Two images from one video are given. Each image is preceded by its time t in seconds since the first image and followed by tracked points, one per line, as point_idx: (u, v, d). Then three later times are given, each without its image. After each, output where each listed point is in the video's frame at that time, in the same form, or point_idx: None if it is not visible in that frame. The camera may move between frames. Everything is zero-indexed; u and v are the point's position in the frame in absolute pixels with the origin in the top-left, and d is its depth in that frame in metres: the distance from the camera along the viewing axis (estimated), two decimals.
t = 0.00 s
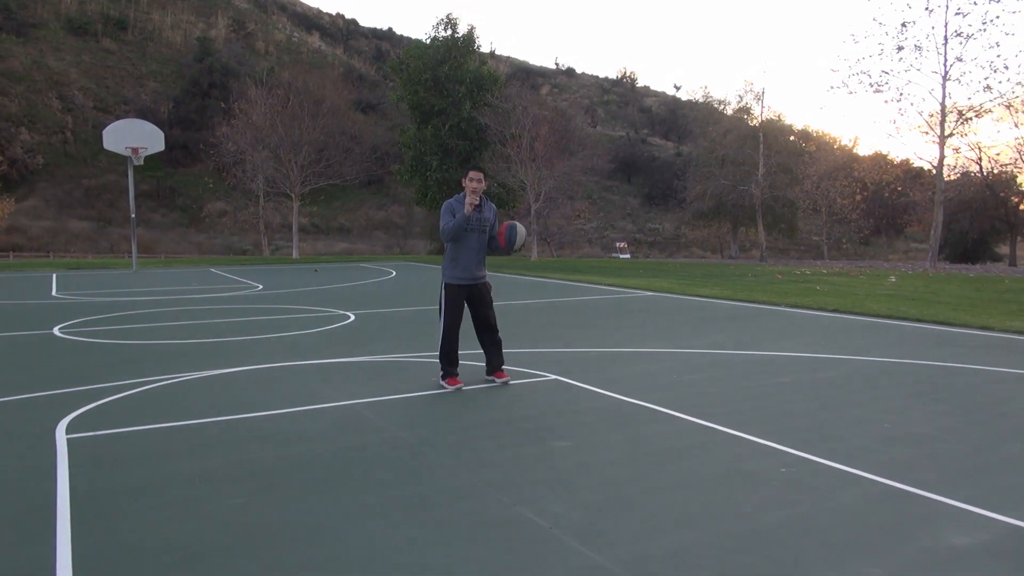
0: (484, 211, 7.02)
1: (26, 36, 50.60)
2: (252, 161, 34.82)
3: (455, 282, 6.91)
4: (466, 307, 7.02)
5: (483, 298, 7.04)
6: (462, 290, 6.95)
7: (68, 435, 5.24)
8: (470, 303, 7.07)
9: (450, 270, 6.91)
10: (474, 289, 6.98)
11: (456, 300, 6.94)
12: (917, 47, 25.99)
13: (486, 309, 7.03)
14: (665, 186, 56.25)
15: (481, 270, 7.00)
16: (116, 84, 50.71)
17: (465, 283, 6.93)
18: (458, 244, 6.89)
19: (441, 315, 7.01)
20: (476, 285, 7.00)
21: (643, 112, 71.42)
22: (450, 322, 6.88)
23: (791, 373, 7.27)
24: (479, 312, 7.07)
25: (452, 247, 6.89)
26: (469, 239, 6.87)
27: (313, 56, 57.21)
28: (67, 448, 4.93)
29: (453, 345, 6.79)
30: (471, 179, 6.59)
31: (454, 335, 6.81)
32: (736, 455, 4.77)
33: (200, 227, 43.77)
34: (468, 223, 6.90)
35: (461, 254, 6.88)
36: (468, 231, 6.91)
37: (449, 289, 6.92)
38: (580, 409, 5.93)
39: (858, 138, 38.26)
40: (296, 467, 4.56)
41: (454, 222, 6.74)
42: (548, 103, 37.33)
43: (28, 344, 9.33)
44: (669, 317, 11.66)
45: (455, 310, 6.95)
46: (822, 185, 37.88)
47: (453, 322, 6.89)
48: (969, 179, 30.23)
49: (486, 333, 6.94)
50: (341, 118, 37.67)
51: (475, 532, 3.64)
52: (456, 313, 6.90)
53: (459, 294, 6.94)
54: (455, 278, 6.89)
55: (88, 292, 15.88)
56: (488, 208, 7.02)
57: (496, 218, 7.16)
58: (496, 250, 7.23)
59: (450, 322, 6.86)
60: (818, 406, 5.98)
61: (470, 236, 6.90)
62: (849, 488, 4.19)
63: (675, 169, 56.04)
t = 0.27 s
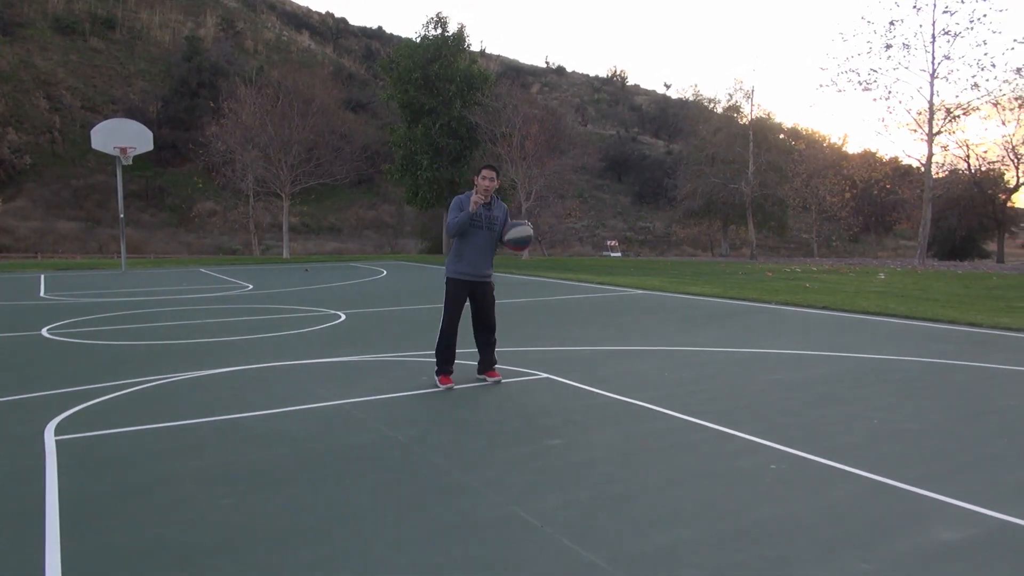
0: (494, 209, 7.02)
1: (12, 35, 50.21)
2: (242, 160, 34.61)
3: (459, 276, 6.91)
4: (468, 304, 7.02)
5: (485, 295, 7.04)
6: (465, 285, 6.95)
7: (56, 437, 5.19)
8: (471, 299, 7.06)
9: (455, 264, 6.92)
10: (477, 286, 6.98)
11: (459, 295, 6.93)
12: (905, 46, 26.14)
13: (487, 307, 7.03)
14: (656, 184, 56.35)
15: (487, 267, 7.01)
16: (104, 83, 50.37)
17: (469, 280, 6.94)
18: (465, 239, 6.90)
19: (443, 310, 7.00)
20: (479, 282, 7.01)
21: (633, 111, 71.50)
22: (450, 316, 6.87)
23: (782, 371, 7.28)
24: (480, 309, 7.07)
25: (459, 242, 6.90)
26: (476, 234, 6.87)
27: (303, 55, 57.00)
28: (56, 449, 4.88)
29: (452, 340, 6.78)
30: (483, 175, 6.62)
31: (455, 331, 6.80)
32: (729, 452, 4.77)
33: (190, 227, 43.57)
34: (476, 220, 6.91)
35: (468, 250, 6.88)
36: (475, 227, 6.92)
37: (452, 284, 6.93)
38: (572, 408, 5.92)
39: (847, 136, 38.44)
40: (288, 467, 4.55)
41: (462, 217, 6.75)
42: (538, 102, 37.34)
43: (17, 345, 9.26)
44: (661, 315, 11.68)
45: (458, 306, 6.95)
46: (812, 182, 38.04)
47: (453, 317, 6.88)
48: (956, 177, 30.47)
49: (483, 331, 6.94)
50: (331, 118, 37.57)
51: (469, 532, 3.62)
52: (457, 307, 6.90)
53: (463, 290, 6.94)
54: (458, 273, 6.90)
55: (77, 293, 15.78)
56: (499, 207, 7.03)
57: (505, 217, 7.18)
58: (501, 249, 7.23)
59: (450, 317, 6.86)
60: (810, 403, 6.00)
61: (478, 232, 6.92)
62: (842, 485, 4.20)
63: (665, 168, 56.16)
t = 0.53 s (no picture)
0: (495, 208, 7.08)
1: None
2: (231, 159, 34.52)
3: (458, 272, 6.93)
4: (466, 301, 7.04)
5: (482, 293, 7.05)
6: (463, 282, 6.97)
7: (45, 438, 5.17)
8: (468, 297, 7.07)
9: (454, 260, 6.94)
10: (476, 284, 7.00)
11: (457, 291, 6.95)
12: (893, 43, 26.28)
13: (484, 305, 7.05)
14: (646, 181, 56.45)
15: (486, 266, 7.04)
16: (91, 82, 50.02)
17: (468, 277, 6.96)
18: (465, 236, 6.94)
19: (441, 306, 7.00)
20: (478, 280, 7.03)
21: (623, 108, 71.58)
22: (448, 312, 6.87)
23: (772, 367, 7.32)
24: (477, 307, 7.08)
25: (459, 238, 6.93)
26: (476, 232, 6.92)
27: (292, 53, 56.76)
28: (45, 450, 4.86)
29: (450, 336, 6.77)
30: (486, 172, 6.68)
31: (453, 327, 6.79)
32: (719, 449, 4.80)
33: (179, 226, 43.36)
34: (478, 218, 6.95)
35: (468, 247, 6.92)
36: (476, 225, 6.97)
37: (451, 280, 6.95)
38: (564, 406, 5.93)
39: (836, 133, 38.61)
40: (280, 466, 4.54)
41: (463, 213, 6.79)
42: (528, 99, 37.32)
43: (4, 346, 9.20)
44: (651, 312, 11.71)
45: (456, 302, 6.96)
46: (801, 179, 38.22)
47: (451, 313, 6.88)
48: (943, 173, 30.70)
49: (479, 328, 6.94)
50: (320, 116, 37.45)
51: (461, 530, 3.63)
52: (455, 303, 6.90)
53: (461, 286, 6.96)
54: (457, 269, 6.91)
55: (66, 293, 15.69)
56: (499, 206, 7.09)
57: (504, 217, 7.23)
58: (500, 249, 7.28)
59: (448, 313, 6.86)
60: (800, 399, 6.03)
61: (478, 230, 6.96)
62: (830, 480, 4.23)
63: (655, 165, 56.25)
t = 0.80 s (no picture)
0: (492, 208, 7.13)
1: None
2: (220, 157, 34.36)
3: (450, 270, 6.94)
4: (458, 299, 7.04)
5: (474, 292, 7.05)
6: (455, 280, 6.97)
7: (33, 437, 5.13)
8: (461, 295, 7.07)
9: (446, 258, 6.96)
10: (469, 282, 7.02)
11: (449, 288, 6.95)
12: (882, 41, 26.39)
13: (476, 303, 7.06)
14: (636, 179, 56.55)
15: (479, 265, 7.04)
16: (78, 79, 49.62)
17: (461, 275, 6.97)
18: (460, 234, 6.96)
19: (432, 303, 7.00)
20: (470, 279, 7.03)
21: (613, 106, 71.66)
22: (438, 309, 6.87)
23: (762, 364, 7.34)
24: (469, 306, 7.09)
25: (453, 236, 6.96)
26: (470, 229, 6.95)
27: (281, 51, 56.47)
28: (33, 449, 4.84)
29: (440, 333, 6.76)
30: (483, 171, 6.74)
31: (442, 323, 6.79)
32: (708, 445, 4.82)
33: (167, 224, 43.10)
34: (473, 217, 6.99)
35: (462, 245, 6.94)
36: (470, 223, 7.00)
37: (444, 277, 6.96)
38: (553, 404, 5.94)
39: (825, 131, 38.78)
40: (270, 465, 4.54)
41: (458, 211, 6.84)
42: (518, 97, 37.29)
43: None
44: (642, 310, 11.74)
45: (448, 300, 6.96)
46: (790, 177, 38.38)
47: (441, 310, 6.87)
48: (931, 171, 30.85)
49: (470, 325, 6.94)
50: (310, 113, 37.31)
51: (453, 529, 3.63)
52: (446, 301, 6.90)
53: (454, 284, 6.97)
54: (448, 267, 6.92)
55: (54, 292, 15.57)
56: (496, 206, 7.13)
57: (500, 218, 7.28)
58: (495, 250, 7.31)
59: (438, 310, 6.86)
60: (788, 396, 6.06)
61: (473, 229, 7.00)
62: (818, 477, 4.26)
63: (645, 163, 56.32)
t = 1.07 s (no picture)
0: (485, 208, 7.16)
1: None
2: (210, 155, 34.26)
3: (443, 268, 6.95)
4: (451, 298, 7.05)
5: (467, 291, 7.05)
6: (447, 279, 6.98)
7: (21, 437, 5.09)
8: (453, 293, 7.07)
9: (439, 256, 6.97)
10: (461, 281, 7.02)
11: (441, 287, 6.96)
12: (871, 41, 26.55)
13: (468, 302, 7.05)
14: (627, 178, 56.66)
15: (472, 263, 7.05)
16: (67, 76, 49.29)
17: (453, 274, 6.98)
18: (452, 233, 6.98)
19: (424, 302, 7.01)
20: (463, 277, 7.04)
21: (604, 105, 71.78)
22: (430, 307, 6.87)
23: (753, 363, 7.38)
24: (462, 305, 7.09)
25: (446, 235, 6.98)
26: (462, 228, 6.96)
27: (272, 48, 56.26)
28: (22, 449, 4.80)
29: (433, 331, 6.76)
30: (476, 169, 6.77)
31: (434, 321, 6.79)
32: (699, 444, 4.84)
33: (157, 222, 42.91)
34: (466, 216, 7.02)
35: (454, 244, 6.96)
36: (463, 222, 7.02)
37: (436, 276, 6.97)
38: (545, 402, 5.95)
39: (815, 131, 39.02)
40: (260, 464, 4.51)
41: (450, 209, 6.86)
42: (510, 96, 37.30)
43: None
44: (632, 308, 11.78)
45: (440, 298, 6.96)
46: (780, 176, 38.58)
47: (433, 309, 6.87)
48: (920, 171, 31.05)
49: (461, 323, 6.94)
50: (300, 111, 37.24)
51: (444, 528, 3.63)
52: (438, 299, 6.90)
53: (446, 283, 6.97)
54: (441, 265, 6.93)
55: (43, 290, 15.48)
56: (489, 206, 7.15)
57: (494, 218, 7.30)
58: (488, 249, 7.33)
59: (431, 308, 6.87)
60: (779, 395, 6.09)
61: (466, 228, 7.01)
62: (810, 474, 4.28)
63: (636, 162, 56.41)
